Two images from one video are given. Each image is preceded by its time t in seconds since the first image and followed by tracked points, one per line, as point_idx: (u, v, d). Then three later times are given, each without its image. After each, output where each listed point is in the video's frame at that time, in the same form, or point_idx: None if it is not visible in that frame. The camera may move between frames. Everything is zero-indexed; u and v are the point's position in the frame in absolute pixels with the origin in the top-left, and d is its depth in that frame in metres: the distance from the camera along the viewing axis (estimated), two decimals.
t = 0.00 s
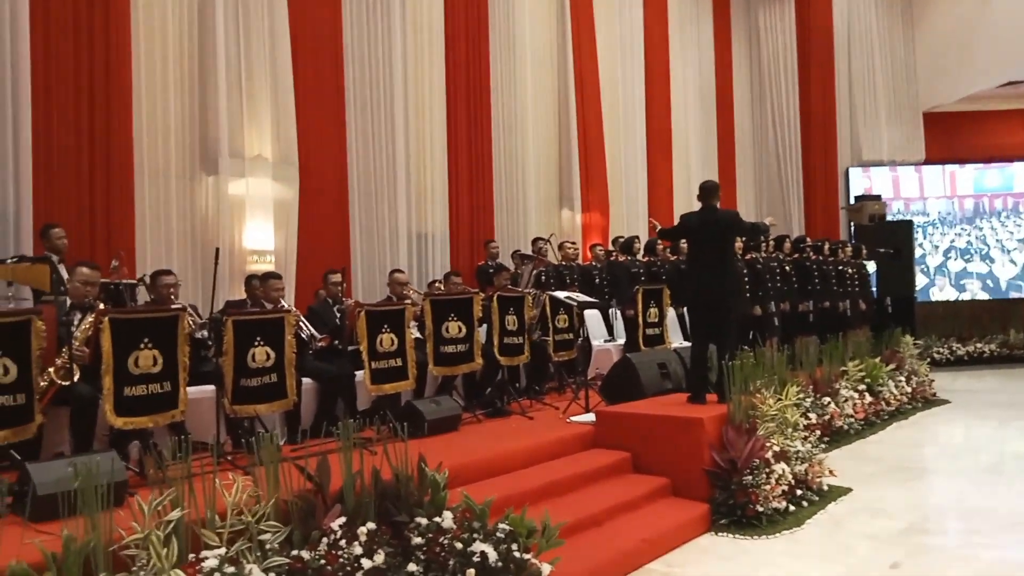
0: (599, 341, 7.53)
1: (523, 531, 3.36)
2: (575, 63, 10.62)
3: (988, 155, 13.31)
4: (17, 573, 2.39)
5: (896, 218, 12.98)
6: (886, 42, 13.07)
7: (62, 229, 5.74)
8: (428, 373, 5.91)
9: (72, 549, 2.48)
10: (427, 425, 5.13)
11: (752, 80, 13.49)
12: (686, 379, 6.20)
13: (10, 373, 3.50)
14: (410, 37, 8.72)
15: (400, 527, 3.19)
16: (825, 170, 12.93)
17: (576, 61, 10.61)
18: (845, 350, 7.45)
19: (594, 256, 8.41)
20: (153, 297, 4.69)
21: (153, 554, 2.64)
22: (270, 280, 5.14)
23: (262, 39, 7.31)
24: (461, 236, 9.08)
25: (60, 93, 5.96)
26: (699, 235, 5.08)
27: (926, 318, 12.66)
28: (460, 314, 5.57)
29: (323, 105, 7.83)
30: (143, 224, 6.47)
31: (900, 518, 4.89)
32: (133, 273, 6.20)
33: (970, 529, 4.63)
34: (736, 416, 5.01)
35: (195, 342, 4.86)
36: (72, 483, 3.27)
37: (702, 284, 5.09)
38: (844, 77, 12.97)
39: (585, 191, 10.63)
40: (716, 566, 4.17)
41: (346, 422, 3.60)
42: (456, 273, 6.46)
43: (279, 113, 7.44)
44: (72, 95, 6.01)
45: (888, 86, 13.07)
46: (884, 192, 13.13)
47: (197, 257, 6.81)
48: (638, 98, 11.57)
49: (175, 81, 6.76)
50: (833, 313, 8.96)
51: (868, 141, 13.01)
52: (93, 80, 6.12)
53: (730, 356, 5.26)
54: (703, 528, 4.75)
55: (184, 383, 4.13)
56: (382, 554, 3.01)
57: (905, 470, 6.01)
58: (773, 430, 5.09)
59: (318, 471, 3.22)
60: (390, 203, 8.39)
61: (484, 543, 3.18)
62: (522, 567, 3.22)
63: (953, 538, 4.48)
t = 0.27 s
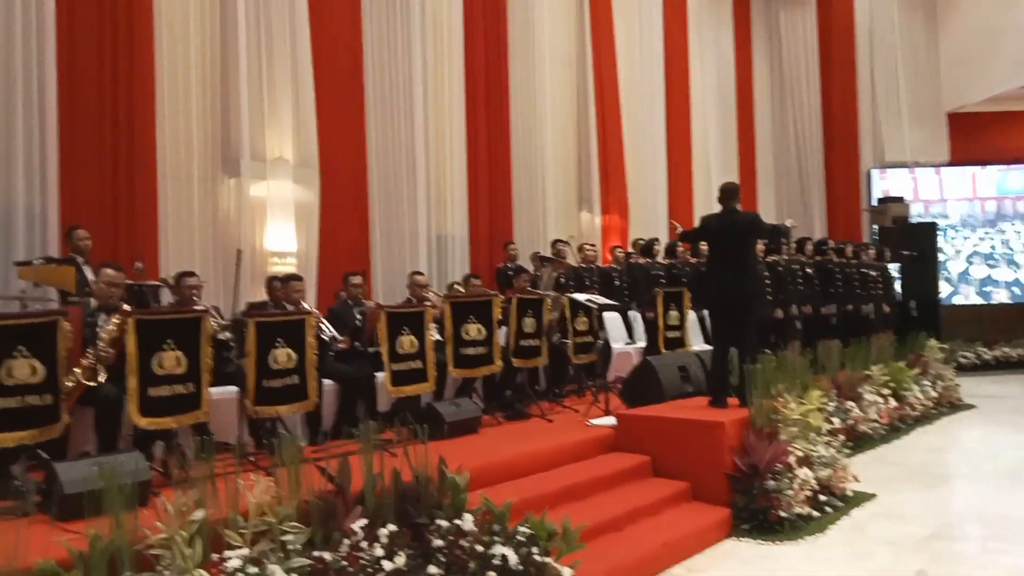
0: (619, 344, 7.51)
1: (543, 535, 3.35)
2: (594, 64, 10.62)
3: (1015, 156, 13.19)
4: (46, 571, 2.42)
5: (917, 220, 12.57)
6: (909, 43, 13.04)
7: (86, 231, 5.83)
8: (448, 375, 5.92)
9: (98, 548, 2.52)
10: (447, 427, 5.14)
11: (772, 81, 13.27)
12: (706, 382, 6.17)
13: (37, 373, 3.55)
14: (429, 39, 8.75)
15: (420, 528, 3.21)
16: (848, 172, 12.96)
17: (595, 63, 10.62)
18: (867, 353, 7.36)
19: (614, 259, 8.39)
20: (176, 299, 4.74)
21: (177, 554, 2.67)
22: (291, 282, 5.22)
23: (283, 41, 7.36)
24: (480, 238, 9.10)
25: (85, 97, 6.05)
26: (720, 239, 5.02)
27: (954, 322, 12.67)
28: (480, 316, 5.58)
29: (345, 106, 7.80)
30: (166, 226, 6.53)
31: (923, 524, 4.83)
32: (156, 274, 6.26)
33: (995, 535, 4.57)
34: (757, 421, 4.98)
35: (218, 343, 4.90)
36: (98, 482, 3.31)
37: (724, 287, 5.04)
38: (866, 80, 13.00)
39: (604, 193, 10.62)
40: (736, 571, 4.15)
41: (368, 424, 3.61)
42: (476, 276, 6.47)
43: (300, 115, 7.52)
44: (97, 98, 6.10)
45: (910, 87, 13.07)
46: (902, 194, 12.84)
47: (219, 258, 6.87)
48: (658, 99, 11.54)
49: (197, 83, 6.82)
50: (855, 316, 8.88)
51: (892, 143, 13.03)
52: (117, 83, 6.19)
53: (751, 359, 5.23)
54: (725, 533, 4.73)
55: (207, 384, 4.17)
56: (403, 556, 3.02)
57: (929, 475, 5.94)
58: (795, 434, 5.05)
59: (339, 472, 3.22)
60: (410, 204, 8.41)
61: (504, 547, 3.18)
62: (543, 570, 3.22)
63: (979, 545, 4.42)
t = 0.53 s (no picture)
0: (644, 343, 7.48)
1: (568, 534, 3.35)
2: (619, 64, 10.58)
3: None
4: (78, 565, 2.47)
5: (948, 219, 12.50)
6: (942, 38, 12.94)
7: (119, 231, 5.94)
8: (473, 374, 5.94)
9: (130, 542, 2.56)
10: (472, 425, 5.16)
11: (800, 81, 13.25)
12: (733, 382, 6.13)
13: (71, 371, 3.63)
14: (455, 40, 8.78)
15: (445, 527, 3.20)
16: (879, 169, 12.78)
17: (621, 62, 10.57)
18: (898, 353, 7.26)
19: (639, 258, 8.36)
20: (205, 298, 4.80)
21: (205, 549, 2.71)
22: (318, 281, 5.25)
23: (311, 43, 7.44)
24: (505, 238, 9.12)
25: (118, 100, 6.17)
26: (747, 238, 4.99)
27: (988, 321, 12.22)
28: (505, 315, 5.59)
29: (371, 106, 7.84)
30: (196, 227, 6.63)
31: (956, 526, 4.75)
32: (187, 274, 6.36)
33: None
34: (785, 421, 4.93)
35: (246, 342, 4.96)
36: (130, 478, 3.37)
37: (751, 286, 5.00)
38: (897, 75, 12.82)
39: (630, 193, 10.59)
40: (764, 572, 4.11)
41: (393, 422, 3.64)
42: (501, 275, 6.48)
43: (327, 116, 7.58)
44: (129, 101, 6.20)
45: (943, 83, 12.94)
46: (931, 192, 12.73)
47: (248, 258, 6.95)
48: (684, 98, 11.48)
49: (227, 86, 6.92)
50: (885, 316, 8.76)
51: (924, 140, 12.84)
52: (149, 87, 6.28)
53: (779, 359, 5.18)
54: (751, 534, 4.69)
55: (236, 382, 4.22)
56: (428, 553, 3.03)
57: (961, 477, 5.85)
58: (823, 435, 4.99)
59: (365, 470, 3.25)
60: (436, 205, 8.45)
61: (529, 545, 3.18)
62: (567, 569, 3.22)
63: (1013, 548, 4.34)
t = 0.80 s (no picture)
0: (659, 340, 7.46)
1: (582, 530, 3.35)
2: (634, 60, 10.54)
3: None
4: (98, 559, 2.50)
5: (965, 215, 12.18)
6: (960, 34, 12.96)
7: (136, 228, 5.99)
8: (487, 371, 5.95)
9: (148, 537, 2.58)
10: (486, 422, 5.17)
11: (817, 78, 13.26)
12: (749, 379, 6.10)
13: (89, 367, 3.67)
14: (469, 37, 8.77)
15: (459, 522, 3.21)
16: (897, 165, 12.61)
17: (636, 58, 10.53)
18: (915, 350, 7.19)
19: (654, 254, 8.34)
20: (222, 295, 4.84)
21: (222, 544, 2.73)
22: (334, 279, 5.24)
23: (326, 41, 7.47)
24: (519, 235, 9.12)
25: (135, 98, 6.21)
26: (762, 235, 4.96)
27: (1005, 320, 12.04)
28: (518, 312, 5.59)
29: (386, 103, 7.86)
30: (213, 224, 6.68)
31: (974, 525, 4.71)
32: (203, 271, 6.40)
33: None
34: (800, 418, 4.90)
35: (262, 338, 4.99)
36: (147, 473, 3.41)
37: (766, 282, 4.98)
38: (914, 69, 12.68)
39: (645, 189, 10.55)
40: (779, 570, 4.10)
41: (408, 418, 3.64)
42: (515, 272, 6.47)
43: (342, 114, 7.59)
44: (146, 100, 6.25)
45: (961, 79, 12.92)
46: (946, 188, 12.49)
47: (264, 254, 7.00)
48: (699, 93, 11.43)
49: (242, 84, 6.95)
50: (902, 313, 8.68)
51: (942, 135, 12.77)
52: (165, 85, 6.31)
53: (794, 356, 5.15)
54: (766, 531, 4.67)
55: (251, 378, 4.25)
56: (443, 549, 3.04)
57: (979, 476, 5.79)
58: (839, 432, 4.96)
59: (380, 466, 3.26)
60: (450, 201, 8.46)
61: (543, 541, 3.18)
62: (581, 566, 3.22)
63: None
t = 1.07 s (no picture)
0: (675, 341, 7.43)
1: (597, 531, 3.34)
2: (650, 60, 10.52)
3: None
4: (117, 554, 2.52)
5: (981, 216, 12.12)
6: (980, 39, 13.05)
7: (156, 228, 6.04)
8: (503, 371, 5.95)
9: (166, 533, 2.62)
10: (501, 421, 5.17)
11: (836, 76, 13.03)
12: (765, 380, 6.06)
13: (109, 364, 3.71)
14: (485, 37, 8.79)
15: (475, 521, 3.22)
16: (916, 166, 12.64)
17: (652, 58, 10.50)
18: (934, 352, 7.12)
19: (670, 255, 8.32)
20: (239, 294, 4.88)
21: (239, 541, 2.75)
22: (350, 278, 5.27)
23: (343, 42, 7.50)
24: (535, 235, 9.12)
25: (155, 99, 6.27)
26: (778, 235, 4.93)
27: None
28: (534, 312, 5.58)
29: (402, 103, 7.88)
30: (231, 223, 6.73)
31: (995, 529, 4.65)
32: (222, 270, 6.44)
33: None
34: (818, 419, 4.86)
35: (279, 337, 5.02)
36: (166, 470, 3.44)
37: (782, 282, 4.97)
38: (935, 71, 12.73)
39: (661, 189, 10.52)
40: (796, 572, 4.07)
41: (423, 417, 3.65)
42: (531, 272, 6.47)
43: (359, 114, 7.62)
44: (166, 101, 6.30)
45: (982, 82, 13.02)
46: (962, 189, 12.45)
47: (282, 254, 7.05)
48: (716, 93, 11.38)
49: (260, 85, 7.01)
50: (921, 314, 8.60)
51: (961, 136, 12.83)
52: (185, 86, 6.37)
53: (811, 357, 5.12)
54: (782, 533, 4.64)
55: (269, 377, 4.29)
56: (458, 548, 3.04)
57: (1000, 479, 5.72)
58: (857, 434, 4.93)
59: (395, 465, 3.27)
60: (466, 201, 8.48)
61: (558, 541, 3.18)
62: (596, 567, 3.22)
63: None
